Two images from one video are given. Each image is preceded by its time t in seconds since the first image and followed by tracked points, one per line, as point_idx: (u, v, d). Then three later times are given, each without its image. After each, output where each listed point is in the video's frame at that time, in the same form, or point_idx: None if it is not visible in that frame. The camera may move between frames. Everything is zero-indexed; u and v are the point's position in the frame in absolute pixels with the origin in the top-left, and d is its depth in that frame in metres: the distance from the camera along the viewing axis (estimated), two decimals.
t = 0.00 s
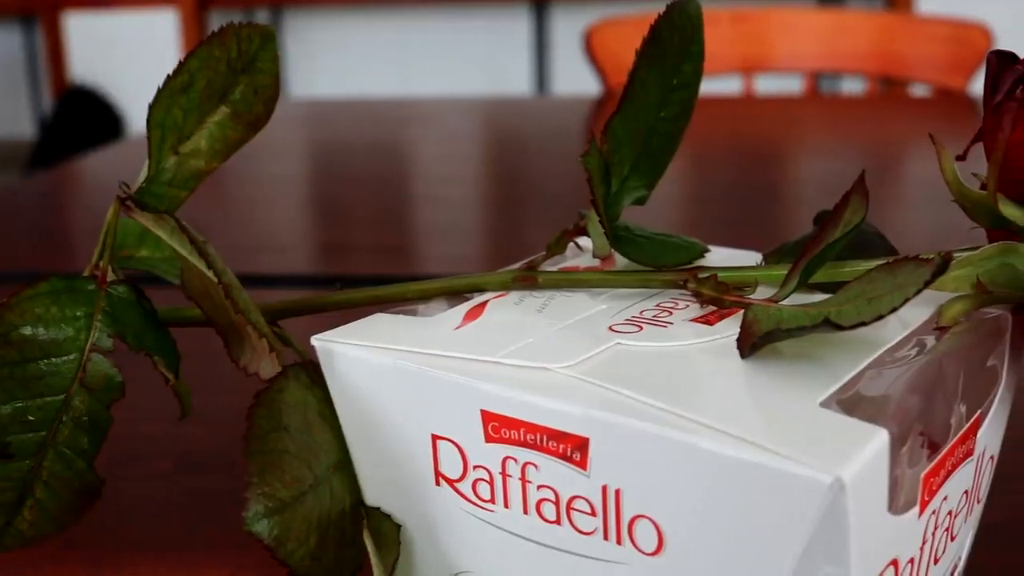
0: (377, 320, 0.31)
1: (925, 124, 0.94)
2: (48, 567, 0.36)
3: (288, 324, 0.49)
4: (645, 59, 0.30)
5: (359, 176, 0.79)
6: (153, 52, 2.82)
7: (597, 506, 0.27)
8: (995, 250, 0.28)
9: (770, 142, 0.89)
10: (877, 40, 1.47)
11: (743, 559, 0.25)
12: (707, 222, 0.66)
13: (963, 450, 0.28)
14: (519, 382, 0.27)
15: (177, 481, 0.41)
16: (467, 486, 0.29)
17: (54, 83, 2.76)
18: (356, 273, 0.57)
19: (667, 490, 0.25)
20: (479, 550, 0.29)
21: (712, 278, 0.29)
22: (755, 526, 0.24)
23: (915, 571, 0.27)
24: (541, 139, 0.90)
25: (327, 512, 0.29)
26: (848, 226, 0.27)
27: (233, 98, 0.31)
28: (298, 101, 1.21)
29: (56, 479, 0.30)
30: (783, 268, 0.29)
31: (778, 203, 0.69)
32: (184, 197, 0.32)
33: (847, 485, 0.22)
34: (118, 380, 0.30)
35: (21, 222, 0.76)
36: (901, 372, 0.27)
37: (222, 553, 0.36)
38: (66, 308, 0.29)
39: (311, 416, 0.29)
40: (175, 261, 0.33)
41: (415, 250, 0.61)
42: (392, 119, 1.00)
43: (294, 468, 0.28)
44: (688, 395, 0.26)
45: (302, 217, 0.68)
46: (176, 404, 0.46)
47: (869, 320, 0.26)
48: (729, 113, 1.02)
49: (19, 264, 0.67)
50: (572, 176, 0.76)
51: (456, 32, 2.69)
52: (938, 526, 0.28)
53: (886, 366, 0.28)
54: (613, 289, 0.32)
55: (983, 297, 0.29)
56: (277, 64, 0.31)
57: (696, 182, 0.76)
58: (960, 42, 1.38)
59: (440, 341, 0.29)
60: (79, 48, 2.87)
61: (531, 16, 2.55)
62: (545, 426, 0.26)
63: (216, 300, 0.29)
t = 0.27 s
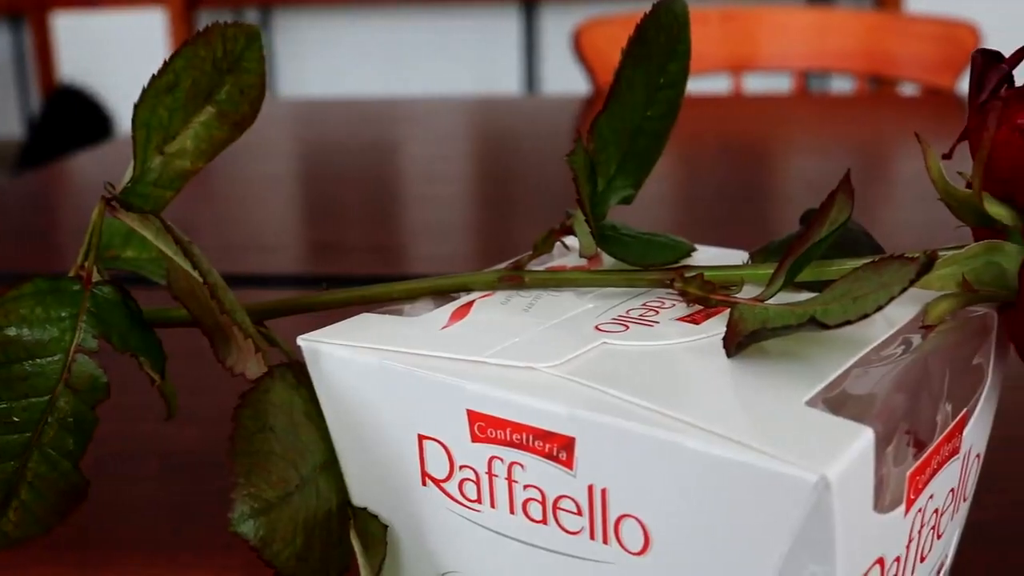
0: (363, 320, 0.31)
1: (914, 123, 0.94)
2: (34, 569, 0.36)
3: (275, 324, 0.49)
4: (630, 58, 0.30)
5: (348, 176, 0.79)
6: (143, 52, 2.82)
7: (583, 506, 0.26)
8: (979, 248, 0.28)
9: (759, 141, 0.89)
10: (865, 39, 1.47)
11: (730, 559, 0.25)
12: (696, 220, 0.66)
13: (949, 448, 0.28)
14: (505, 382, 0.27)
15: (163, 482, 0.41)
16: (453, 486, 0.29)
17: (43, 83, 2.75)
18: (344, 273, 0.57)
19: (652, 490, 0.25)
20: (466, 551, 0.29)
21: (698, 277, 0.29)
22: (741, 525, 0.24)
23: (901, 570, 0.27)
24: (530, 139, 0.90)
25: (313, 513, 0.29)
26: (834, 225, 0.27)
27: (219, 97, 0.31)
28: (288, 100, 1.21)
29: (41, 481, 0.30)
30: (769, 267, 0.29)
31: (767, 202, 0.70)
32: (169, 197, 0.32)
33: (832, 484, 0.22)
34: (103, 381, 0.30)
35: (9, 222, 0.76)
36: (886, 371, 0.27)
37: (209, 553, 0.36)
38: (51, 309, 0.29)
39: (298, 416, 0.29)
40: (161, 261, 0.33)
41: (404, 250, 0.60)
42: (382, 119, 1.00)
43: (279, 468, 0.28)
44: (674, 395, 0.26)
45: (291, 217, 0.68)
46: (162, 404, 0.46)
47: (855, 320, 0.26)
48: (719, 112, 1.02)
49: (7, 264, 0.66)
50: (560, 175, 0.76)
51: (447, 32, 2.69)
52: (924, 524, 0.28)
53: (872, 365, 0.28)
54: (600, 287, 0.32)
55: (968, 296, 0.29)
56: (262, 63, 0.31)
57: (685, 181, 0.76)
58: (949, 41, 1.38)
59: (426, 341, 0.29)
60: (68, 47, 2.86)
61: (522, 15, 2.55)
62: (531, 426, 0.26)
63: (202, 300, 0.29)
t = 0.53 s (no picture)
0: (345, 321, 0.31)
1: (897, 122, 0.94)
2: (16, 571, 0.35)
3: (258, 325, 0.49)
4: (613, 57, 0.30)
5: (334, 176, 0.79)
6: (129, 52, 2.81)
7: (566, 506, 0.26)
8: (960, 247, 0.28)
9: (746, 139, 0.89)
10: (852, 38, 1.48)
11: (712, 559, 0.25)
12: (681, 219, 0.66)
13: (931, 446, 0.28)
14: (488, 382, 0.27)
15: (147, 483, 0.40)
16: (436, 487, 0.29)
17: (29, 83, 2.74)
18: (328, 273, 0.57)
19: (634, 489, 0.25)
20: (450, 551, 0.29)
21: (681, 277, 0.29)
22: (723, 524, 0.24)
23: (883, 569, 0.27)
24: (517, 139, 0.90)
25: (296, 513, 0.29)
26: (816, 224, 0.27)
27: (200, 97, 0.31)
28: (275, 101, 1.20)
29: (22, 483, 0.29)
30: (752, 267, 0.29)
31: (753, 201, 0.70)
32: (151, 197, 0.32)
33: (813, 483, 0.22)
34: (85, 383, 0.30)
35: None
36: (868, 369, 0.27)
37: (194, 554, 0.36)
38: (31, 310, 0.29)
39: (279, 416, 0.29)
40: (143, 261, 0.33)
41: (388, 250, 0.60)
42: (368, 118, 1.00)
43: (261, 469, 0.28)
44: (657, 394, 0.26)
45: (276, 217, 0.68)
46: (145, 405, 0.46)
47: (836, 318, 0.26)
48: (705, 111, 1.02)
49: None
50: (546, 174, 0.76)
51: (436, 32, 2.69)
52: (907, 521, 0.28)
53: (854, 364, 0.28)
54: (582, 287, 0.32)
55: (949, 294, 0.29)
56: (243, 63, 0.31)
57: (672, 180, 0.76)
58: (935, 41, 1.37)
59: (408, 342, 0.29)
60: (53, 47, 2.84)
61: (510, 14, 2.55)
62: (513, 426, 0.26)
63: (183, 300, 0.28)
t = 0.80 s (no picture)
0: (328, 321, 0.31)
1: (882, 120, 0.95)
2: None
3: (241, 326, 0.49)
4: (596, 57, 0.30)
5: (320, 175, 0.79)
6: (116, 51, 2.80)
7: (548, 506, 0.26)
8: (942, 246, 0.28)
9: (732, 138, 0.89)
10: (837, 37, 1.48)
11: (694, 558, 0.25)
12: (668, 218, 0.66)
13: (914, 445, 0.28)
14: (470, 382, 0.26)
15: (129, 485, 0.40)
16: (419, 487, 0.28)
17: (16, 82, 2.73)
18: (313, 273, 0.57)
19: (617, 489, 0.25)
20: (433, 551, 0.29)
21: (664, 276, 0.29)
22: (705, 523, 0.24)
23: (866, 567, 0.27)
24: (503, 138, 0.90)
25: (279, 515, 0.29)
26: (798, 222, 0.27)
27: (183, 97, 0.31)
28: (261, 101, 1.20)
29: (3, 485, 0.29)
30: (735, 266, 0.29)
31: (740, 200, 0.70)
32: (133, 197, 0.32)
33: (795, 482, 0.22)
34: (67, 384, 0.29)
35: None
36: (851, 368, 0.27)
37: (177, 555, 0.36)
38: (13, 312, 0.29)
39: (261, 417, 0.29)
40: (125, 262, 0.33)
41: (374, 249, 0.60)
42: (355, 118, 1.00)
43: (243, 470, 0.28)
44: (640, 394, 0.26)
45: (262, 217, 0.68)
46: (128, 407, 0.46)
47: (818, 317, 0.26)
48: (692, 109, 1.03)
49: None
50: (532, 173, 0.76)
51: (425, 32, 2.68)
52: (890, 520, 0.28)
53: (837, 363, 0.28)
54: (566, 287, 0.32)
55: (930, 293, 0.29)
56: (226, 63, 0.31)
57: (660, 179, 0.76)
58: (921, 39, 1.38)
59: (391, 342, 0.29)
60: (40, 46, 2.83)
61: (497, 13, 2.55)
62: (495, 426, 0.26)
63: (166, 302, 0.28)
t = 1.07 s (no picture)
0: (309, 322, 0.31)
1: (866, 119, 0.95)
2: None
3: (222, 326, 0.49)
4: (578, 57, 0.30)
5: (306, 175, 0.79)
6: (102, 51, 2.79)
7: (530, 506, 0.26)
8: (922, 245, 0.28)
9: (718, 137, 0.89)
10: (822, 36, 1.49)
11: (675, 557, 0.25)
12: (652, 217, 0.66)
13: (896, 443, 0.28)
14: (452, 383, 0.26)
15: (109, 488, 0.40)
16: (400, 488, 0.28)
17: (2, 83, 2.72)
18: (296, 273, 0.57)
19: (598, 489, 0.25)
20: (415, 552, 0.29)
21: (646, 275, 0.29)
22: (686, 522, 0.24)
23: (848, 566, 0.27)
24: (489, 137, 0.89)
25: (260, 516, 0.29)
26: (780, 222, 0.27)
27: (163, 98, 0.31)
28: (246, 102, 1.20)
29: None
30: (716, 265, 0.29)
31: (724, 199, 0.70)
32: (114, 198, 0.32)
33: (775, 482, 0.22)
34: (46, 386, 0.29)
35: None
36: (832, 367, 0.28)
37: (157, 558, 0.36)
38: None
39: (243, 418, 0.29)
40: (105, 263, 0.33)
41: (358, 249, 0.60)
42: (341, 118, 1.00)
43: (225, 472, 0.28)
44: (622, 394, 0.26)
45: (247, 217, 0.68)
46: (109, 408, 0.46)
47: (798, 316, 0.26)
48: (677, 109, 1.03)
49: None
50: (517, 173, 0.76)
51: (412, 32, 2.68)
52: (872, 518, 0.28)
53: (818, 361, 0.28)
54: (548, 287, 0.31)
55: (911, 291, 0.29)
56: (206, 63, 0.31)
57: (646, 179, 0.76)
58: (904, 38, 1.39)
59: (373, 342, 0.29)
60: (25, 46, 2.82)
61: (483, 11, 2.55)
62: (476, 426, 0.26)
63: (146, 302, 0.28)
